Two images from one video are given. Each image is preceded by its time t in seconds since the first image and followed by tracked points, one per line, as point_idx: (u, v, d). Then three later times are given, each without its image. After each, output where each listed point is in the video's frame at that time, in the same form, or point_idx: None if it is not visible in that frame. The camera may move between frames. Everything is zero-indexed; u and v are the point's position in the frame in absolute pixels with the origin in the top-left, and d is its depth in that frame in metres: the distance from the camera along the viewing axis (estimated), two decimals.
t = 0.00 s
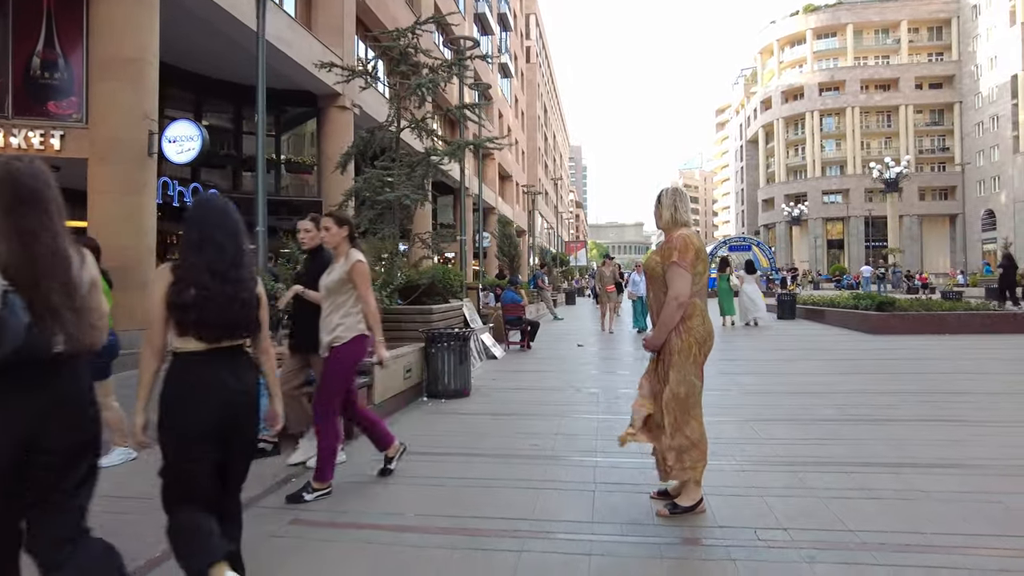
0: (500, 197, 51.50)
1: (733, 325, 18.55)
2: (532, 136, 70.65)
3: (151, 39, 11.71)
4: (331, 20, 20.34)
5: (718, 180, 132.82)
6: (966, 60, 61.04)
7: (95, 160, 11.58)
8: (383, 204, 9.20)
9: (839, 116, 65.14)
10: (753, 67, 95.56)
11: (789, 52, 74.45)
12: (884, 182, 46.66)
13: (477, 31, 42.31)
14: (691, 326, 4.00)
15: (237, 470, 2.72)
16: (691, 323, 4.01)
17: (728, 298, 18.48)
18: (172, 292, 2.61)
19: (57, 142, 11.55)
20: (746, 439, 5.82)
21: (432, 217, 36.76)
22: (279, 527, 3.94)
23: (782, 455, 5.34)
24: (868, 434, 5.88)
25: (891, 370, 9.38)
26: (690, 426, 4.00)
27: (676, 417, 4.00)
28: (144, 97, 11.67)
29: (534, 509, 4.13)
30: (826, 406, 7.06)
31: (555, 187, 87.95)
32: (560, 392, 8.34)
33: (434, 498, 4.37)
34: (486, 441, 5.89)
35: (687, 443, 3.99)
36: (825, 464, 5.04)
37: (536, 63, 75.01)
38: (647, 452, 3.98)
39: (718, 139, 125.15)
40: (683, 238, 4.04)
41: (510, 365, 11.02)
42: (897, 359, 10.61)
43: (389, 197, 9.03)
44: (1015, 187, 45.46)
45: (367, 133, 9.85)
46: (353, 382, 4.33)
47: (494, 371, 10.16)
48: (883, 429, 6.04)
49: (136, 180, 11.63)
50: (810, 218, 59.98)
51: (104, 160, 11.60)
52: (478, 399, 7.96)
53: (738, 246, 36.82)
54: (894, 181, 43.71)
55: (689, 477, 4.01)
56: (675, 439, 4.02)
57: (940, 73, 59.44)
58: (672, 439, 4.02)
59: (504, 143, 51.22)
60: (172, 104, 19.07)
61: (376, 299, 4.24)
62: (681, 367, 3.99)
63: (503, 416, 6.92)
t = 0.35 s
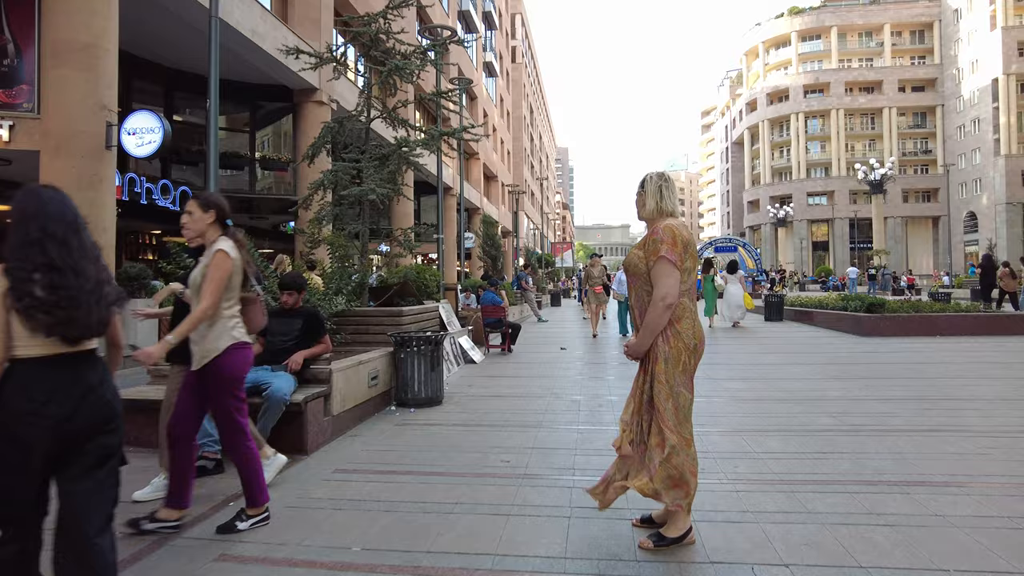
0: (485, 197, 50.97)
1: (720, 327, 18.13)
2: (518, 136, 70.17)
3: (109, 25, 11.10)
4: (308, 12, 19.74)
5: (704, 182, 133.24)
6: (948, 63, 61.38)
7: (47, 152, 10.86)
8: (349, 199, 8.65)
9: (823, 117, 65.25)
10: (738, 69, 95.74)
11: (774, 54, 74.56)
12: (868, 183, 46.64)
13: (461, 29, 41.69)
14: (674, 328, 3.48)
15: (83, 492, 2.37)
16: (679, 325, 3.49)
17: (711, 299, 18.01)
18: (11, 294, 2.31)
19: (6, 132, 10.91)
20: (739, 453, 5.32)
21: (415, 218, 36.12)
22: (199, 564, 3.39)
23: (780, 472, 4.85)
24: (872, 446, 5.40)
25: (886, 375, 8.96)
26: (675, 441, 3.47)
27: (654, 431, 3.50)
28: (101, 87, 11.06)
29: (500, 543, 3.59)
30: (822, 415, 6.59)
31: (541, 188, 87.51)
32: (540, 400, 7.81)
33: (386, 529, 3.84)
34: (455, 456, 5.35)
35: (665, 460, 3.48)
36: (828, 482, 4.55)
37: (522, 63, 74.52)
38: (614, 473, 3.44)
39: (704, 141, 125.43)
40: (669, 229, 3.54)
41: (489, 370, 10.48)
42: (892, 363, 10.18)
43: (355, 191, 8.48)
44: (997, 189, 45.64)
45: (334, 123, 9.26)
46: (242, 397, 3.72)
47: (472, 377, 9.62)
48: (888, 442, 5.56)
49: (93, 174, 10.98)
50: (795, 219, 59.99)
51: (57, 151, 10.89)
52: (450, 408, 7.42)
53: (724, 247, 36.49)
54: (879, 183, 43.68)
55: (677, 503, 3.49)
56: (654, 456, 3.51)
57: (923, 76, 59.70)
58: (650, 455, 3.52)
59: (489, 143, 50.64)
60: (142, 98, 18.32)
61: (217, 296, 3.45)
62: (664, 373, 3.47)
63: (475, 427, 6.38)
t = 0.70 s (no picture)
0: (480, 200, 50.51)
1: (717, 332, 17.62)
2: (514, 139, 69.70)
3: (78, 18, 10.64)
4: (296, 11, 19.25)
5: (701, 186, 132.95)
6: (945, 67, 61.16)
7: (14, 149, 10.34)
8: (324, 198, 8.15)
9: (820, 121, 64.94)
10: (735, 73, 95.55)
11: (771, 58, 74.33)
12: (866, 186, 46.21)
13: (455, 31, 41.21)
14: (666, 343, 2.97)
15: None
16: (673, 337, 2.98)
17: (708, 303, 17.54)
18: None
19: None
20: (743, 476, 4.80)
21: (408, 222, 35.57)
22: None
23: (787, 499, 4.33)
24: (887, 468, 4.89)
25: (893, 384, 8.45)
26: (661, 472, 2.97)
27: (635, 459, 2.99)
28: (71, 83, 10.58)
29: None
30: (829, 430, 6.09)
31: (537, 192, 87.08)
32: (525, 413, 7.29)
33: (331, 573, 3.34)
34: (425, 481, 4.83)
35: (648, 492, 2.98)
36: (841, 513, 4.03)
37: (518, 66, 74.13)
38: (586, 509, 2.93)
39: (700, 145, 125.06)
40: (663, 227, 3.04)
41: (475, 378, 9.96)
42: (898, 371, 9.67)
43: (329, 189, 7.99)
44: (995, 192, 45.25)
45: (311, 119, 8.78)
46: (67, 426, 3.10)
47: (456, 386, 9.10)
48: (905, 462, 5.04)
49: (62, 173, 10.48)
50: (792, 223, 59.58)
51: (22, 149, 10.36)
52: (429, 422, 6.90)
53: (721, 251, 36.02)
54: (877, 186, 43.27)
55: (666, 542, 3.00)
56: (633, 488, 3.01)
57: (919, 79, 59.41)
58: (628, 488, 3.01)
59: (484, 147, 50.18)
60: (125, 99, 17.74)
61: (43, 300, 2.95)
62: (653, 392, 2.97)
63: (452, 445, 5.87)
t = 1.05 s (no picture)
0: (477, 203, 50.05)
1: (714, 337, 17.10)
2: (511, 141, 69.24)
3: (42, 9, 10.14)
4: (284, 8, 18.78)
5: (699, 188, 132.54)
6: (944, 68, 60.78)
7: None
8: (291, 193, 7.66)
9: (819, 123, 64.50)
10: (733, 75, 95.14)
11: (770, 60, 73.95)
12: (866, 189, 45.80)
13: (451, 31, 40.77)
14: (652, 360, 2.46)
15: None
16: (659, 350, 2.47)
17: (704, 306, 17.09)
18: None
19: None
20: (737, 502, 4.31)
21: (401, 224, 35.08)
22: None
23: (787, 529, 3.85)
24: (896, 492, 4.41)
25: (900, 394, 7.94)
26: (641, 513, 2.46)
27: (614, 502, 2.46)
28: (34, 75, 10.07)
29: None
30: (833, 446, 5.58)
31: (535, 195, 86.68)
32: (506, 427, 6.78)
33: None
34: (385, 508, 4.34)
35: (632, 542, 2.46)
36: (847, 548, 3.55)
37: (516, 67, 73.75)
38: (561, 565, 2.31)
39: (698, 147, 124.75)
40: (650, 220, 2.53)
41: (459, 387, 9.45)
42: (904, 379, 9.18)
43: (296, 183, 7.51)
44: (995, 195, 44.88)
45: (283, 112, 8.32)
46: None
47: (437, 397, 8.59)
48: (915, 485, 4.55)
49: (28, 171, 9.95)
50: (792, 226, 59.12)
51: None
52: (402, 439, 6.39)
53: (720, 254, 35.59)
54: (877, 188, 42.88)
55: None
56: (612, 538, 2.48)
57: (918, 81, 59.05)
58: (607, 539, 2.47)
59: (480, 149, 49.72)
60: (106, 97, 17.22)
61: None
62: (631, 417, 2.45)
63: (423, 465, 5.36)
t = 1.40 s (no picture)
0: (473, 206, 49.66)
1: (709, 342, 16.63)
2: (508, 145, 68.91)
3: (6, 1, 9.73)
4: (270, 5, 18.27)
5: (698, 192, 132.19)
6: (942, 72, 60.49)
7: None
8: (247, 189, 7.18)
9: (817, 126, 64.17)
10: (731, 79, 94.93)
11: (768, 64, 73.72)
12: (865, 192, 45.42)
13: (445, 34, 40.36)
14: (599, 380, 2.00)
15: None
16: (610, 365, 2.01)
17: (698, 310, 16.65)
18: None
19: None
20: (726, 532, 3.83)
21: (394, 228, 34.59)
22: None
23: (779, 565, 3.36)
24: (903, 519, 3.93)
25: (902, 403, 7.47)
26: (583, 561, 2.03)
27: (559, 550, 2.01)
28: None
29: None
30: (830, 462, 5.12)
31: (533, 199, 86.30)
32: (480, 441, 6.28)
33: None
34: (328, 539, 3.86)
35: None
36: None
37: (513, 70, 73.44)
38: None
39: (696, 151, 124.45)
40: (602, 205, 2.05)
41: (439, 396, 8.96)
42: (905, 386, 8.71)
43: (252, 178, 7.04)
44: (994, 198, 44.53)
45: (247, 104, 7.85)
46: None
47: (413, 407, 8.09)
48: (925, 510, 4.07)
49: None
50: (790, 229, 58.70)
51: None
52: (365, 454, 5.90)
53: (717, 257, 35.15)
54: (876, 191, 42.52)
55: None
56: None
57: (917, 84, 58.72)
58: None
59: (476, 152, 49.28)
60: (80, 94, 16.75)
61: None
62: (577, 449, 1.99)
63: (381, 486, 4.85)
